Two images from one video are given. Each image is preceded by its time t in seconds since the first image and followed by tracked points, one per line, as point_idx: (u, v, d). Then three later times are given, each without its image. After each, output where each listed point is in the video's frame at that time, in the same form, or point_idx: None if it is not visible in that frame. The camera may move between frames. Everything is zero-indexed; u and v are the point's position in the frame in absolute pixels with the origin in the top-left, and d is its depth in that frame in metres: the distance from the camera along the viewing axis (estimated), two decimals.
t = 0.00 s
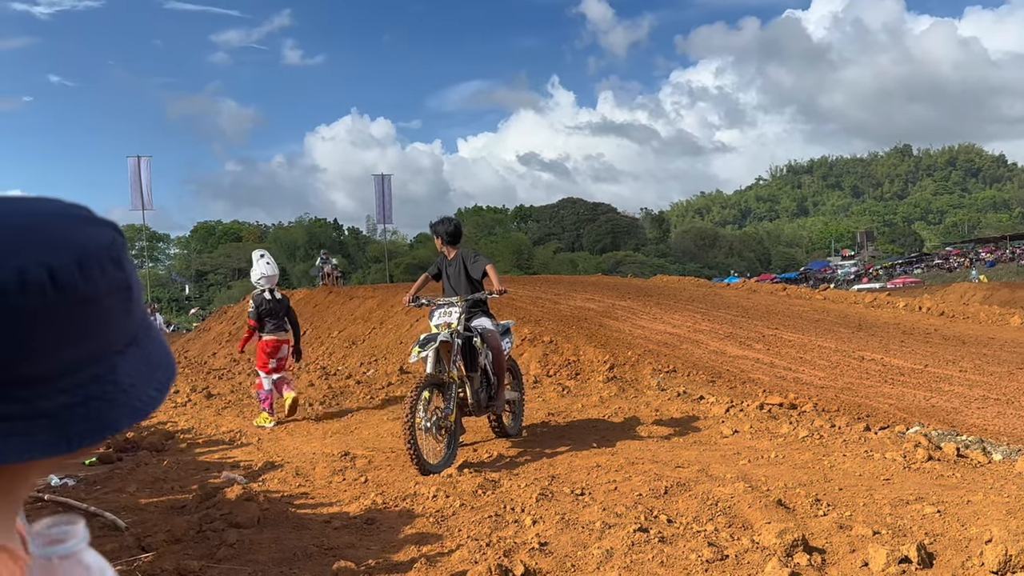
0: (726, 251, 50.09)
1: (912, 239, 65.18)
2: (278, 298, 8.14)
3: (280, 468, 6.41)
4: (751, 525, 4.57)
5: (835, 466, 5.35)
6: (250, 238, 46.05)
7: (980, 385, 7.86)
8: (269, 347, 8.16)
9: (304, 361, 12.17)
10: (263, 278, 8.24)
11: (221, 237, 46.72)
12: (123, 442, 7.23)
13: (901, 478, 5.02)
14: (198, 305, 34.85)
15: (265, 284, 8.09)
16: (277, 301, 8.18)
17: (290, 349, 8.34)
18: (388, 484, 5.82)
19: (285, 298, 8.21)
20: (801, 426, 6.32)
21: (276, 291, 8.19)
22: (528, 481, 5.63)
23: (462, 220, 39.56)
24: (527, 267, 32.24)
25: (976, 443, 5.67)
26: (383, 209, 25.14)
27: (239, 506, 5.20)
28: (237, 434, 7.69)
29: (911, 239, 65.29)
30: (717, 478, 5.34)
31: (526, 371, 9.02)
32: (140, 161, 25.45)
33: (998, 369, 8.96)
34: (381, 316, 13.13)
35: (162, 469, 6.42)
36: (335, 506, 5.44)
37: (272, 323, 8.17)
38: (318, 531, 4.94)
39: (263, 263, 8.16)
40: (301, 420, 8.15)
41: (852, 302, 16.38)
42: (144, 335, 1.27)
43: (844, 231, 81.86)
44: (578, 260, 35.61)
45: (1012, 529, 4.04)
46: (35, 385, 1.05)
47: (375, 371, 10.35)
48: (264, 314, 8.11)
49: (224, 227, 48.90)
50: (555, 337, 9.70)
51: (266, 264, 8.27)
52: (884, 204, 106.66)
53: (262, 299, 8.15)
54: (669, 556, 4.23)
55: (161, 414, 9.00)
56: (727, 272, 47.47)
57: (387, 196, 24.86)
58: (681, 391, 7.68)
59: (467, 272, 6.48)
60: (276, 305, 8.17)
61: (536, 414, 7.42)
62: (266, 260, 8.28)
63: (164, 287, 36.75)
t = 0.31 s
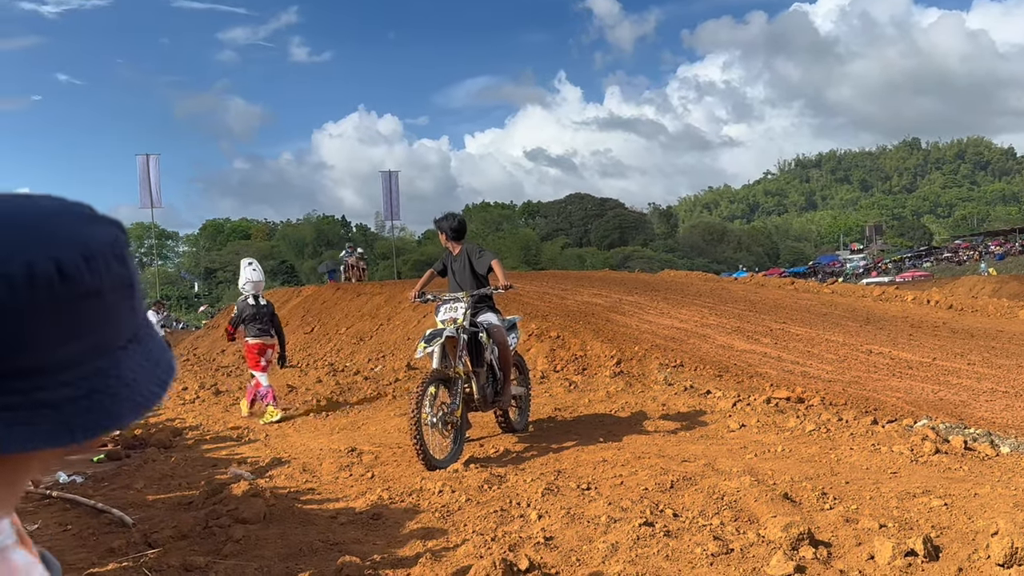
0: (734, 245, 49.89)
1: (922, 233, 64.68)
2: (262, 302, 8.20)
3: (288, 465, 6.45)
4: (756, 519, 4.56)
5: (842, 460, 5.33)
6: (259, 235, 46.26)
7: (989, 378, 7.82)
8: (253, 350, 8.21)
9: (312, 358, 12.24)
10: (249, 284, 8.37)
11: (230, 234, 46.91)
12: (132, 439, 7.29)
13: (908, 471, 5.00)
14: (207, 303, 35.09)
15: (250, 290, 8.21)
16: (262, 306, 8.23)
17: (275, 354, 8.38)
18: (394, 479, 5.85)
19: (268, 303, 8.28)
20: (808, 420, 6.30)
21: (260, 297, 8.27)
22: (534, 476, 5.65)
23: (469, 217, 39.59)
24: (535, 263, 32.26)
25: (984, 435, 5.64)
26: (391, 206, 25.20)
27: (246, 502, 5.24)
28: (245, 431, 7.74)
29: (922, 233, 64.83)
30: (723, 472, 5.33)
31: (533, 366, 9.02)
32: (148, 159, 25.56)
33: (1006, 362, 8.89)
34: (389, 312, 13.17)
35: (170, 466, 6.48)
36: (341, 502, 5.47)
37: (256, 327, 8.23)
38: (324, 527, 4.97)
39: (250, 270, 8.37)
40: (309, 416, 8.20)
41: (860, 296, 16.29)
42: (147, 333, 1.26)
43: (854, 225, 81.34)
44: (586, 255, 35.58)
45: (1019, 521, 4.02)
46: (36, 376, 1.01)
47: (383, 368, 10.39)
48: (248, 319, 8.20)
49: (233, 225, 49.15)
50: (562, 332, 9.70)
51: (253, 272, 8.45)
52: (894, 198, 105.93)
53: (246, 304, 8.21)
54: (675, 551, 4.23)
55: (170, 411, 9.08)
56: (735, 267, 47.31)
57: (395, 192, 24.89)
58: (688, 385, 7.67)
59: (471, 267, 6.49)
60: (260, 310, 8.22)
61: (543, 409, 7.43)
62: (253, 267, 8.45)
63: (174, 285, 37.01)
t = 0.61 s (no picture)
0: (737, 240, 49.82)
1: (926, 227, 64.47)
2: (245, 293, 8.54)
3: (289, 461, 6.48)
4: (756, 512, 4.56)
5: (842, 454, 5.33)
6: (261, 232, 46.37)
7: (990, 372, 7.80)
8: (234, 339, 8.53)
9: (314, 354, 12.28)
10: (233, 272, 8.69)
11: (232, 231, 47.00)
12: (134, 435, 7.32)
13: (909, 465, 4.99)
14: (210, 301, 35.21)
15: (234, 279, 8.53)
16: (244, 297, 8.58)
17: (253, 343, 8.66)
18: (396, 474, 5.86)
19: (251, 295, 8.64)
20: (809, 414, 6.30)
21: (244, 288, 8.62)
22: (535, 470, 5.66)
23: (472, 214, 39.60)
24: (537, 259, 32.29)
25: (984, 429, 5.63)
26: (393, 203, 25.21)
27: (246, 498, 5.27)
28: (247, 427, 7.77)
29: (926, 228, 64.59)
30: (723, 466, 5.34)
31: (535, 362, 9.03)
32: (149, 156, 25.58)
33: (1007, 355, 8.88)
34: (391, 309, 13.20)
35: (172, 463, 6.52)
36: (342, 498, 5.50)
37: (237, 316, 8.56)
38: (325, 522, 5.00)
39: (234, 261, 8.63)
40: (311, 413, 8.22)
41: (862, 290, 16.26)
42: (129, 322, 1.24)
43: (858, 220, 81.08)
44: (588, 251, 35.57)
45: (1019, 513, 4.02)
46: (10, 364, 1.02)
47: (385, 364, 10.41)
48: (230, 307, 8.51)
49: (236, 222, 49.27)
50: (564, 327, 9.70)
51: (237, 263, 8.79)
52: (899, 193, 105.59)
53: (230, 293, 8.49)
54: (674, 544, 4.23)
55: (171, 408, 9.12)
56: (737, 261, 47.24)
57: (397, 189, 24.88)
58: (689, 380, 7.67)
59: (472, 261, 6.51)
60: (242, 300, 8.55)
61: (545, 404, 7.44)
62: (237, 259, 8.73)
63: (176, 281, 37.16)
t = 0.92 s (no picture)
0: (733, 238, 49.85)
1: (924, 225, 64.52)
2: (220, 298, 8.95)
3: (285, 459, 6.47)
4: (752, 509, 4.56)
5: (838, 450, 5.33)
6: (257, 231, 46.33)
7: (985, 368, 7.80)
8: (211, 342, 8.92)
9: (311, 353, 12.27)
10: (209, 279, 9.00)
11: (228, 231, 46.94)
12: (129, 433, 7.30)
13: (904, 461, 5.00)
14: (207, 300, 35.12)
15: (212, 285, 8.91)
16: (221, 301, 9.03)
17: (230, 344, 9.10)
18: (391, 472, 5.86)
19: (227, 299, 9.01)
20: (804, 410, 6.30)
21: (220, 293, 8.99)
22: (531, 468, 5.66)
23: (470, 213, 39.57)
24: (534, 258, 32.29)
25: (980, 425, 5.63)
26: (389, 202, 25.20)
27: (242, 496, 5.26)
28: (243, 426, 7.77)
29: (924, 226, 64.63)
30: (719, 463, 5.33)
31: (531, 359, 9.03)
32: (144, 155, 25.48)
33: (1002, 351, 8.89)
34: (387, 307, 13.19)
35: (168, 461, 6.51)
36: (338, 495, 5.49)
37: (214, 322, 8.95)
38: (321, 520, 5.00)
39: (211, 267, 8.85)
40: (307, 411, 8.22)
41: (858, 288, 16.26)
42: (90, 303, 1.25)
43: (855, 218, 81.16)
44: (585, 250, 35.56)
45: (1014, 509, 4.02)
46: None
47: (381, 362, 10.41)
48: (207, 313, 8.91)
49: (232, 221, 49.20)
50: (560, 325, 9.70)
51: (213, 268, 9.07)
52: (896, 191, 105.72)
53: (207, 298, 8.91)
54: (670, 541, 4.22)
55: (167, 407, 9.10)
56: (734, 259, 47.25)
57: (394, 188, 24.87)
58: (685, 377, 7.67)
59: (473, 258, 6.51)
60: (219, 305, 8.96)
61: (541, 402, 7.44)
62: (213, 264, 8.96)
63: (173, 280, 37.11)
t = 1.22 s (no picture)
0: (729, 237, 49.91)
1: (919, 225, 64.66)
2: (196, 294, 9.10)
3: (279, 457, 6.46)
4: (745, 506, 4.57)
5: (830, 447, 5.34)
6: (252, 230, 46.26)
7: (979, 366, 7.82)
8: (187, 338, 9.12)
9: (305, 352, 12.25)
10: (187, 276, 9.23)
11: (223, 230, 46.84)
12: (123, 433, 7.27)
13: (897, 458, 5.01)
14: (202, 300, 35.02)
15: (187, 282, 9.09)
16: (198, 297, 9.19)
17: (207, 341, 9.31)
18: (386, 470, 5.86)
19: (204, 296, 9.18)
20: (798, 408, 6.31)
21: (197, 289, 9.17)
22: (525, 466, 5.66)
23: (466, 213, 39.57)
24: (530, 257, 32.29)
25: (972, 422, 5.65)
26: (385, 201, 25.18)
27: (236, 495, 5.26)
28: (237, 425, 7.76)
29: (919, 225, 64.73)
30: (712, 461, 5.34)
31: (526, 358, 9.03)
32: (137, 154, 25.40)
33: (995, 349, 8.91)
34: (381, 306, 13.18)
35: (162, 460, 6.50)
36: (332, 494, 5.49)
37: (190, 317, 9.14)
38: (315, 518, 4.99)
39: (187, 264, 9.13)
40: (301, 410, 8.22)
41: (852, 286, 16.29)
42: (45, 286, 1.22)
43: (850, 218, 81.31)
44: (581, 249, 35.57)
45: (1006, 506, 4.03)
46: None
47: (376, 361, 10.40)
48: (182, 308, 9.12)
49: (227, 221, 49.09)
50: (555, 324, 9.70)
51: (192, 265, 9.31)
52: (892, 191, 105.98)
53: (184, 294, 9.09)
54: (663, 538, 4.22)
55: (161, 406, 9.09)
56: (730, 258, 47.31)
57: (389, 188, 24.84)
58: (680, 375, 7.68)
59: (473, 258, 6.53)
60: (194, 301, 9.12)
61: (535, 400, 7.45)
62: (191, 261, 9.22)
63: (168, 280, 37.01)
